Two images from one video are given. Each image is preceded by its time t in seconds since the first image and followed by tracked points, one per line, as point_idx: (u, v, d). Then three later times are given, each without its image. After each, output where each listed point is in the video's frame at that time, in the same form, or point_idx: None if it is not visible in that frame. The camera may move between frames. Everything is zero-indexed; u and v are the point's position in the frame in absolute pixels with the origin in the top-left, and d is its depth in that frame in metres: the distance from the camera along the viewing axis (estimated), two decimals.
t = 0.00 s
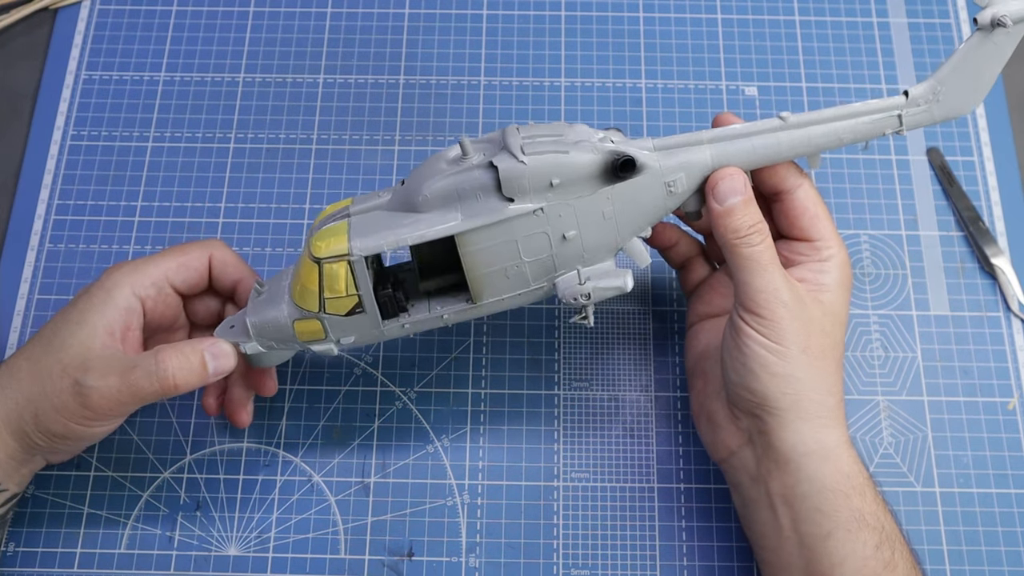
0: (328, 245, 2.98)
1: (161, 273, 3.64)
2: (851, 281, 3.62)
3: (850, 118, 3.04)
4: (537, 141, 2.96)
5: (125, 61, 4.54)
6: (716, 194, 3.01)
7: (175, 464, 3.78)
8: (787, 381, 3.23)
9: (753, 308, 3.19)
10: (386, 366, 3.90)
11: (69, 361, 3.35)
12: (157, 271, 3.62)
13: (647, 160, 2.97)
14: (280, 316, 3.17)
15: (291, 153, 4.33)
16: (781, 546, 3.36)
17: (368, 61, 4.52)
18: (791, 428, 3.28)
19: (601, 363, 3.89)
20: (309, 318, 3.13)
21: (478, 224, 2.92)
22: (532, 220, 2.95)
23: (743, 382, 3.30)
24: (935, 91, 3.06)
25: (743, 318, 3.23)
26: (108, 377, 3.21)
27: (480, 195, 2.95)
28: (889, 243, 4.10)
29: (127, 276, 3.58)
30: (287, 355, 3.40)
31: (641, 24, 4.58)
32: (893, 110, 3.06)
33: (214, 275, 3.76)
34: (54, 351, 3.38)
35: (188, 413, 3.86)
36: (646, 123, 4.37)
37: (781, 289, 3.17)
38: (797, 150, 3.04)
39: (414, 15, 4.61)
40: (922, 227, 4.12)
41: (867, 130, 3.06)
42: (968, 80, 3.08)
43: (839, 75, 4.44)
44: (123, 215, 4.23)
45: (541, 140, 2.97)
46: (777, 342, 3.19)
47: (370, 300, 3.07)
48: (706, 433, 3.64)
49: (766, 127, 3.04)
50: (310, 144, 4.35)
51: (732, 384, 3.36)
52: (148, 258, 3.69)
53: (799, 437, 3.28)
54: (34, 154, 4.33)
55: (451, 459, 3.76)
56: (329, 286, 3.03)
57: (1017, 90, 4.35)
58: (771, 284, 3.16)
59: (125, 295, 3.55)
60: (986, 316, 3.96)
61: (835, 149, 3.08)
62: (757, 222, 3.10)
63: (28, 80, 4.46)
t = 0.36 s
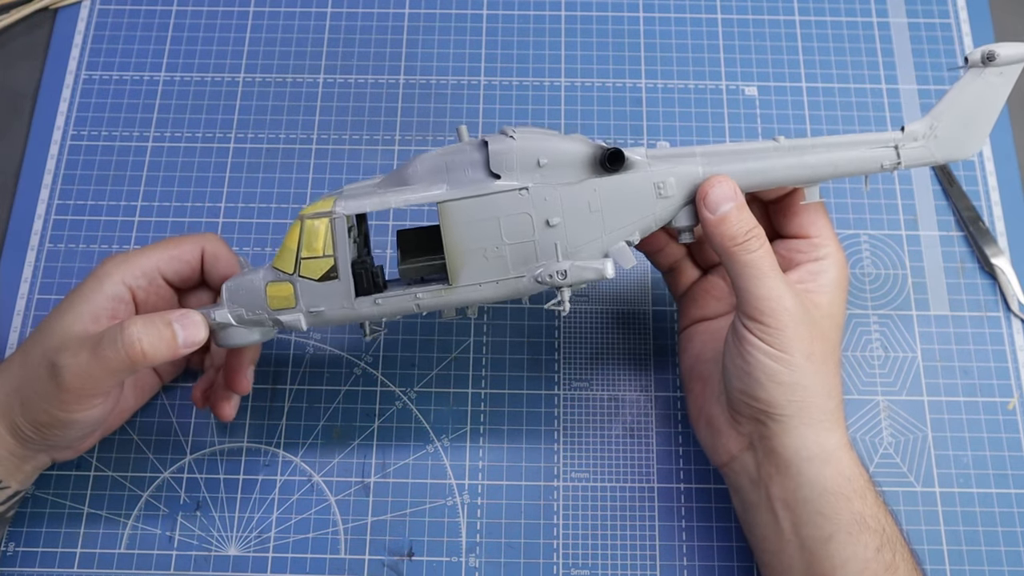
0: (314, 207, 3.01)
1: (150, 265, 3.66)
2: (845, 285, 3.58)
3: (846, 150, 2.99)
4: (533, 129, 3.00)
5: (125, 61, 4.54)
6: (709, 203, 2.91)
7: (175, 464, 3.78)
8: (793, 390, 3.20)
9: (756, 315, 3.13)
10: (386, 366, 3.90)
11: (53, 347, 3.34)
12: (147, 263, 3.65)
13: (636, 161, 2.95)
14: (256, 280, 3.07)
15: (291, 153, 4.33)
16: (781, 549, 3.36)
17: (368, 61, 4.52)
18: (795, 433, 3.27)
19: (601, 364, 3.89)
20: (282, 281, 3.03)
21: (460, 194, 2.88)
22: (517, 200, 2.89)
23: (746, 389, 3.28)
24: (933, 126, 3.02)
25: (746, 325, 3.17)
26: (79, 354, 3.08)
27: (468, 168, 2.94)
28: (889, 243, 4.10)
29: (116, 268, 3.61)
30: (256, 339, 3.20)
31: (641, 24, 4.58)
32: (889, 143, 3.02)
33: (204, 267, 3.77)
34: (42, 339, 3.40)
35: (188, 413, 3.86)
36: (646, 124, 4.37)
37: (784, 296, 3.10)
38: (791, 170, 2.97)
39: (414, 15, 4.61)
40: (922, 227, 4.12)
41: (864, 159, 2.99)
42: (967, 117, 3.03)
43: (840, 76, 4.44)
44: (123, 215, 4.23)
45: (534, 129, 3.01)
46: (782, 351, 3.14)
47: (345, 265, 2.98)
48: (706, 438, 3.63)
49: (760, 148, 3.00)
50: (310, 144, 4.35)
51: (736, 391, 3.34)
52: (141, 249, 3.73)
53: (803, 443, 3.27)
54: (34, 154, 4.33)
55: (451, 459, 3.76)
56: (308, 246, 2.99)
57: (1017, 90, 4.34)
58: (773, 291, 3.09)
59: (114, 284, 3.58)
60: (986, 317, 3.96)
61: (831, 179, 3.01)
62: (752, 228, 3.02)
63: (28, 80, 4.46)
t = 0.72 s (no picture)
0: (280, 188, 2.91)
1: (134, 248, 3.68)
2: (839, 248, 3.48)
3: (840, 104, 2.84)
4: (503, 98, 2.87)
5: (125, 61, 4.54)
6: (691, 168, 2.83)
7: (175, 463, 3.77)
8: (780, 363, 3.12)
9: (737, 289, 3.08)
10: (386, 366, 3.90)
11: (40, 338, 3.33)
12: (131, 246, 3.67)
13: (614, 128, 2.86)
14: (231, 265, 3.05)
15: (291, 152, 4.33)
16: (793, 528, 3.33)
17: (368, 61, 4.52)
18: (788, 410, 3.18)
19: (600, 364, 3.89)
20: (256, 267, 3.01)
21: (432, 172, 2.80)
22: (490, 175, 2.82)
23: (733, 367, 3.25)
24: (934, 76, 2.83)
25: (730, 302, 3.14)
26: (62, 342, 3.05)
27: (438, 144, 2.84)
28: (889, 243, 4.10)
29: (101, 254, 3.63)
30: (240, 319, 3.28)
31: (641, 24, 4.58)
32: (888, 95, 2.84)
33: (187, 245, 3.77)
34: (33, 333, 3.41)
35: (189, 413, 3.86)
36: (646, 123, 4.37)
37: (766, 265, 3.05)
38: (780, 131, 2.85)
39: (414, 15, 4.61)
40: (922, 227, 4.12)
41: (859, 114, 2.83)
42: (971, 65, 2.83)
43: (839, 76, 4.45)
44: (123, 215, 4.23)
45: (505, 97, 2.87)
46: (763, 323, 3.09)
47: (317, 250, 2.94)
48: (708, 419, 3.64)
49: (749, 106, 2.87)
50: (310, 144, 4.35)
51: (725, 369, 3.32)
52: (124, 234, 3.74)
53: (798, 419, 3.19)
54: (34, 154, 4.33)
55: (451, 458, 3.76)
56: (278, 231, 2.92)
57: (1017, 90, 4.34)
58: (756, 261, 3.03)
59: (100, 270, 3.61)
60: (986, 316, 3.96)
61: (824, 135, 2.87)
62: (735, 195, 2.92)
63: (28, 79, 4.46)
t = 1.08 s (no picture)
0: (299, 192, 2.98)
1: (140, 248, 3.68)
2: (817, 250, 3.53)
3: (828, 128, 3.11)
4: (516, 113, 3.01)
5: (125, 61, 4.54)
6: (664, 181, 2.97)
7: (175, 463, 3.78)
8: (766, 360, 3.21)
9: (723, 290, 3.14)
10: (386, 366, 3.90)
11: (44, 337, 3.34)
12: (136, 246, 3.67)
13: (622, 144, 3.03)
14: (243, 267, 3.09)
15: (291, 152, 4.34)
16: (779, 519, 3.38)
17: (368, 61, 4.52)
18: (771, 406, 3.27)
19: (600, 364, 3.89)
20: (271, 270, 3.06)
21: (451, 181, 2.90)
22: (505, 185, 2.93)
23: (721, 365, 3.31)
24: (911, 106, 3.15)
25: (716, 302, 3.19)
26: (67, 340, 3.06)
27: (456, 154, 2.95)
28: (889, 243, 4.10)
29: (107, 253, 3.64)
30: (244, 324, 3.27)
31: (641, 24, 4.58)
32: (872, 122, 3.13)
33: (192, 246, 3.76)
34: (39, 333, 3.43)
35: (189, 413, 3.86)
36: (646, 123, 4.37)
37: (746, 267, 3.13)
38: (774, 149, 3.08)
39: (414, 15, 4.61)
40: (922, 227, 4.12)
41: (845, 138, 3.11)
42: (944, 98, 3.16)
43: (839, 76, 4.45)
44: (123, 215, 4.23)
45: (519, 113, 3.01)
46: (748, 323, 3.16)
47: (335, 254, 3.01)
48: (693, 414, 3.68)
49: (743, 128, 3.10)
50: (310, 144, 4.36)
51: (713, 367, 3.37)
52: (130, 233, 3.75)
53: (781, 414, 3.27)
54: (34, 154, 4.33)
55: (451, 458, 3.76)
56: (296, 234, 2.99)
57: (1017, 89, 4.33)
58: (737, 262, 3.11)
59: (105, 270, 3.62)
60: (986, 316, 3.96)
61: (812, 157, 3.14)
62: (709, 203, 3.05)
63: (28, 79, 4.46)
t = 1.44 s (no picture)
0: (304, 188, 3.03)
1: (141, 247, 3.67)
2: (820, 253, 3.51)
3: (831, 139, 3.11)
4: (520, 115, 3.04)
5: (124, 61, 4.54)
6: (662, 185, 2.98)
7: (175, 463, 3.78)
8: (761, 365, 3.21)
9: (718, 294, 3.15)
10: (386, 366, 3.90)
11: (42, 335, 3.33)
12: (139, 246, 3.67)
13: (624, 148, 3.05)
14: (245, 264, 3.10)
15: (291, 152, 4.34)
16: (780, 522, 3.38)
17: (368, 61, 4.52)
18: (768, 411, 3.28)
19: (600, 364, 3.89)
20: (272, 265, 3.06)
21: (453, 179, 2.92)
22: (507, 186, 2.94)
23: (716, 369, 3.33)
24: (912, 118, 3.17)
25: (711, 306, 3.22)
26: (66, 337, 3.06)
27: (459, 154, 2.97)
28: (889, 243, 4.10)
29: (109, 252, 3.63)
30: (243, 321, 3.26)
31: (641, 24, 4.58)
32: (874, 134, 3.14)
33: (194, 247, 3.77)
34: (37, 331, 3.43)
35: (189, 412, 3.86)
36: (646, 123, 4.37)
37: (744, 271, 3.14)
38: (774, 158, 3.08)
39: (414, 15, 4.61)
40: (922, 227, 4.12)
41: (847, 148, 3.11)
42: (946, 111, 3.18)
43: (839, 76, 4.45)
44: (123, 215, 4.23)
45: (523, 116, 3.04)
46: (742, 328, 3.17)
47: (336, 249, 3.02)
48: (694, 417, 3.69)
49: (747, 138, 3.11)
50: (310, 144, 4.36)
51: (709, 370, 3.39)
52: (132, 232, 3.74)
53: (777, 418, 3.28)
54: (34, 154, 4.33)
55: (451, 458, 3.76)
56: (298, 229, 3.01)
57: (1017, 89, 4.33)
58: (734, 267, 3.12)
59: (107, 269, 3.61)
60: (986, 316, 3.96)
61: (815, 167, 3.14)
62: (706, 207, 3.05)
63: (28, 80, 4.46)
